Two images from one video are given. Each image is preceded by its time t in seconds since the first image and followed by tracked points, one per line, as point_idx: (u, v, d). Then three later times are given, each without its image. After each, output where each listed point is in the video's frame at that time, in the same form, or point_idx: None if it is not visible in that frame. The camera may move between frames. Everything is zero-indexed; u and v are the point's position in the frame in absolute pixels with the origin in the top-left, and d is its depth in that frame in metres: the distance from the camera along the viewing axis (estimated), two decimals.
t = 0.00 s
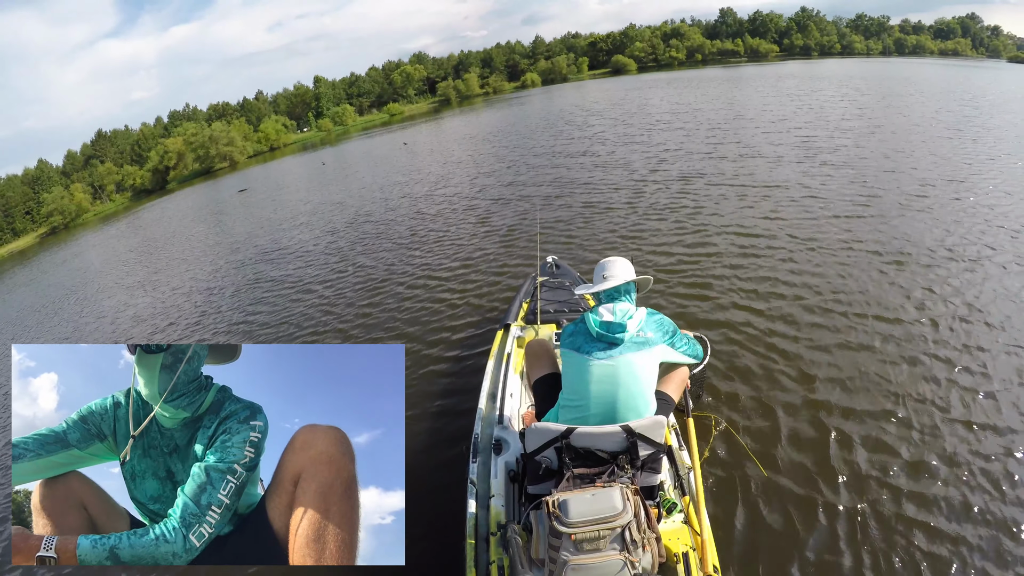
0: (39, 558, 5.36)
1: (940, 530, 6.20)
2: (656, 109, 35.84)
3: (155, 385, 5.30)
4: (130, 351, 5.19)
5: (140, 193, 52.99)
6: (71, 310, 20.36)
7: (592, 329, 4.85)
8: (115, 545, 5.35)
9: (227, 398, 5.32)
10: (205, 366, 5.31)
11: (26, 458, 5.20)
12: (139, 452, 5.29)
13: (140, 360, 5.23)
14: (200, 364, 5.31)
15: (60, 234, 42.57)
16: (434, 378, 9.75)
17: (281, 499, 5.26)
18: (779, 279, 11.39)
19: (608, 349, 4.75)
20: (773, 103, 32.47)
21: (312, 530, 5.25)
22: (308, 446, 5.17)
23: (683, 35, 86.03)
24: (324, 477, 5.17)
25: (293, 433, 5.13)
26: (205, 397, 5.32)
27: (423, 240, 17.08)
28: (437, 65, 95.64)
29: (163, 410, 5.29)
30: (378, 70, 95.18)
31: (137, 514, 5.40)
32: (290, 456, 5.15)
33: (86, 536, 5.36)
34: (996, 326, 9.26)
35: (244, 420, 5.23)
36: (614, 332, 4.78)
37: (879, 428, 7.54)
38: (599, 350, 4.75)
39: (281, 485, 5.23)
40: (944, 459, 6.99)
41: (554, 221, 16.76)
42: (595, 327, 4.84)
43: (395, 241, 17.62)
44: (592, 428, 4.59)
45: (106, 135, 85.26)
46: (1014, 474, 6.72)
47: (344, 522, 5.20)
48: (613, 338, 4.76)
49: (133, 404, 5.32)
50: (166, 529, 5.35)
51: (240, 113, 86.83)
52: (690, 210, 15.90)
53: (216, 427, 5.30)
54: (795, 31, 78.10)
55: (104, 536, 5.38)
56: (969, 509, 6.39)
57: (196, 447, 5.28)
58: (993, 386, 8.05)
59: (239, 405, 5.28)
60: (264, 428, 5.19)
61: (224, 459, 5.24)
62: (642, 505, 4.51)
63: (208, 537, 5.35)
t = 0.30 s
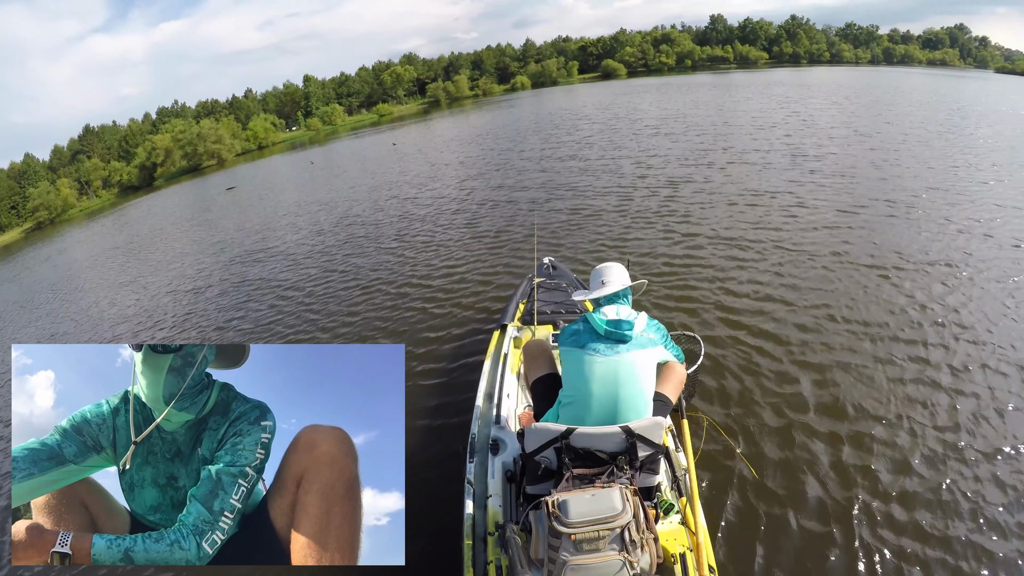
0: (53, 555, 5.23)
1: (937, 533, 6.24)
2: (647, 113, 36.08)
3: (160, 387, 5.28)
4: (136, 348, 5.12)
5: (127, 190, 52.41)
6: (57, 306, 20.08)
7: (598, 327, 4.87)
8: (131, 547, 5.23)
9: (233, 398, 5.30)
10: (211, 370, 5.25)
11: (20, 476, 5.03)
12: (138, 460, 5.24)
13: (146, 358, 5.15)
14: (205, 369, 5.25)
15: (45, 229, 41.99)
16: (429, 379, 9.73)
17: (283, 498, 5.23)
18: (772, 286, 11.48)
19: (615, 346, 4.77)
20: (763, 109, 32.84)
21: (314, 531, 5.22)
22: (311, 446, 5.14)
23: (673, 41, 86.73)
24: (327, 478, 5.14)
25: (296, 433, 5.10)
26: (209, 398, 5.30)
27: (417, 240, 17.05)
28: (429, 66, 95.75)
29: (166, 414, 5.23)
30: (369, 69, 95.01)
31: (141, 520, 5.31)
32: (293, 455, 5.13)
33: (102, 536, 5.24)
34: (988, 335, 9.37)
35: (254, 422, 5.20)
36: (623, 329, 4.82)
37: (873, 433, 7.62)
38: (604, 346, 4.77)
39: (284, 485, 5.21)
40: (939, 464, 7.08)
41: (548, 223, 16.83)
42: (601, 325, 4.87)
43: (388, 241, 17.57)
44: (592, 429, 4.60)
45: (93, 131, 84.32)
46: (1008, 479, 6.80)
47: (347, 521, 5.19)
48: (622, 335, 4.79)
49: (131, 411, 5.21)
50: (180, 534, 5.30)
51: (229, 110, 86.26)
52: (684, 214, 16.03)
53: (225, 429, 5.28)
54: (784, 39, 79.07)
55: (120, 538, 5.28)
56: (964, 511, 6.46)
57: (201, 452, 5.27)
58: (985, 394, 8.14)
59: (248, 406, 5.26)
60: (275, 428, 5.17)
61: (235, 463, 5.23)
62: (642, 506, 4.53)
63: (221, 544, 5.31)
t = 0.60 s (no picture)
0: (57, 555, 5.17)
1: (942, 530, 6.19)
2: (644, 113, 36.07)
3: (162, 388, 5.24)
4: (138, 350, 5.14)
5: (125, 197, 52.43)
6: (57, 314, 20.08)
7: (602, 324, 4.92)
8: (135, 547, 5.23)
9: (232, 397, 5.28)
10: (210, 370, 5.25)
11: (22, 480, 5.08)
12: (137, 461, 5.31)
13: (147, 360, 5.16)
14: (206, 370, 5.25)
15: (44, 238, 41.99)
16: (430, 381, 9.71)
17: (281, 498, 5.20)
18: (771, 284, 11.44)
19: (618, 342, 4.79)
20: (760, 107, 32.88)
21: (313, 532, 5.17)
22: (309, 446, 5.13)
23: (669, 40, 86.81)
24: (325, 477, 5.11)
25: (294, 433, 5.11)
26: (208, 397, 5.28)
27: (416, 244, 17.03)
28: (425, 69, 95.85)
29: (165, 415, 5.23)
30: (366, 73, 95.11)
31: (142, 522, 5.36)
32: (291, 455, 5.12)
33: (108, 536, 5.26)
34: (989, 331, 9.32)
35: (254, 420, 5.17)
36: (624, 327, 4.89)
37: (874, 429, 7.58)
38: (607, 342, 4.78)
39: (282, 485, 5.18)
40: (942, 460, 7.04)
41: (547, 225, 16.83)
42: (603, 323, 4.92)
43: (387, 245, 17.56)
44: (592, 428, 4.57)
45: (91, 139, 84.39)
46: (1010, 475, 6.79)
47: (345, 520, 5.15)
48: (624, 332, 4.84)
49: (128, 411, 5.27)
50: (183, 534, 5.30)
51: (226, 116, 86.30)
52: (683, 213, 16.03)
53: (224, 428, 5.27)
54: (779, 36, 79.17)
55: (126, 537, 5.27)
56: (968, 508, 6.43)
57: (201, 451, 5.27)
58: (989, 389, 8.11)
59: (247, 404, 5.23)
60: (274, 427, 5.13)
61: (236, 462, 5.19)
62: (642, 506, 4.50)
63: (222, 544, 5.28)
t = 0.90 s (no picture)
0: (61, 556, 5.23)
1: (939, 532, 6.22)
2: (645, 109, 35.94)
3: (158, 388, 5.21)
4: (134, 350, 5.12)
5: (127, 199, 52.54)
6: (61, 316, 20.16)
7: (604, 323, 4.89)
8: (138, 547, 5.32)
9: (229, 395, 5.27)
10: (208, 369, 5.25)
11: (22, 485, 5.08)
12: (134, 461, 5.29)
13: (144, 360, 5.14)
14: (203, 369, 5.26)
15: (46, 240, 42.12)
16: (431, 381, 9.70)
17: (280, 498, 5.21)
18: (770, 283, 11.39)
19: (620, 341, 4.76)
20: (761, 102, 32.78)
21: (312, 533, 5.19)
22: (308, 446, 5.13)
23: (669, 35, 86.47)
24: (323, 477, 5.12)
25: (294, 432, 5.11)
26: (204, 396, 5.28)
27: (416, 243, 17.01)
28: (425, 67, 95.75)
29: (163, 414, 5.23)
30: (365, 72, 95.02)
31: (140, 522, 5.36)
32: (291, 456, 5.13)
33: (110, 537, 5.29)
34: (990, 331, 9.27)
35: (251, 418, 5.19)
36: (627, 326, 4.86)
37: (876, 428, 7.59)
38: (609, 341, 4.76)
39: (281, 485, 5.20)
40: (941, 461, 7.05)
41: (548, 223, 16.84)
42: (606, 321, 4.90)
43: (388, 244, 17.54)
44: (592, 428, 4.57)
45: (92, 141, 84.52)
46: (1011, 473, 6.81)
47: (344, 519, 5.13)
48: (627, 331, 4.81)
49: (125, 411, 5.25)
50: (184, 533, 5.31)
51: (226, 116, 86.29)
52: (684, 211, 16.02)
53: (222, 426, 5.28)
54: (780, 30, 78.84)
55: (127, 538, 5.33)
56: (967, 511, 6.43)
57: (199, 450, 5.28)
58: (991, 387, 8.12)
59: (244, 402, 5.24)
60: (271, 425, 5.15)
61: (234, 460, 5.21)
62: (642, 505, 4.50)
63: (222, 542, 5.30)
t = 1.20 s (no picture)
0: (60, 557, 5.19)
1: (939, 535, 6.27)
2: (643, 115, 36.07)
3: (160, 387, 5.25)
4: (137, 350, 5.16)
5: (124, 200, 52.43)
6: (56, 317, 20.05)
7: (604, 326, 4.88)
8: (137, 548, 5.24)
9: (230, 397, 5.29)
10: (209, 370, 5.26)
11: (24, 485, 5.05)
12: (135, 461, 5.25)
13: (146, 360, 5.17)
14: (205, 369, 5.28)
15: (42, 241, 41.93)
16: (429, 383, 9.67)
17: (280, 499, 5.18)
18: (767, 292, 11.38)
19: (620, 344, 4.77)
20: (758, 109, 32.95)
21: (312, 533, 5.18)
22: (309, 446, 5.12)
23: (667, 41, 86.95)
24: (324, 477, 5.11)
25: (294, 433, 5.10)
26: (206, 397, 5.29)
27: (414, 246, 17.00)
28: (423, 72, 96.04)
29: (165, 415, 5.25)
30: (364, 76, 95.22)
31: (141, 523, 5.30)
32: (291, 457, 5.12)
33: (110, 538, 5.25)
34: (987, 340, 9.30)
35: (252, 420, 5.19)
36: (627, 329, 4.85)
37: (874, 434, 7.65)
38: (608, 343, 4.76)
39: (281, 485, 5.17)
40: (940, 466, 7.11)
41: (546, 227, 16.85)
42: (606, 324, 4.89)
43: (386, 247, 17.52)
44: (592, 429, 4.57)
45: (90, 142, 84.39)
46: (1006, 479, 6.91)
47: (344, 519, 5.13)
48: (626, 334, 4.81)
49: (129, 410, 5.27)
50: (183, 534, 5.28)
51: (224, 119, 86.27)
52: (683, 216, 16.06)
53: (223, 427, 5.28)
54: (777, 38, 79.33)
55: (127, 539, 5.27)
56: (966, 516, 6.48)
57: (200, 451, 5.27)
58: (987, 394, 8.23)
59: (246, 404, 5.25)
60: (272, 426, 5.15)
61: (234, 463, 5.20)
62: (642, 506, 4.50)
63: (222, 544, 5.28)
